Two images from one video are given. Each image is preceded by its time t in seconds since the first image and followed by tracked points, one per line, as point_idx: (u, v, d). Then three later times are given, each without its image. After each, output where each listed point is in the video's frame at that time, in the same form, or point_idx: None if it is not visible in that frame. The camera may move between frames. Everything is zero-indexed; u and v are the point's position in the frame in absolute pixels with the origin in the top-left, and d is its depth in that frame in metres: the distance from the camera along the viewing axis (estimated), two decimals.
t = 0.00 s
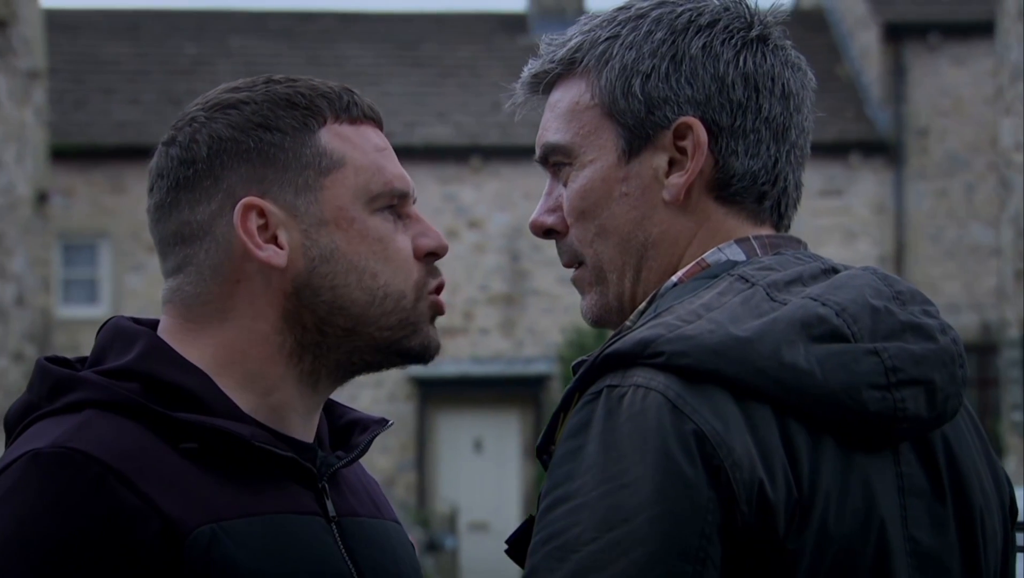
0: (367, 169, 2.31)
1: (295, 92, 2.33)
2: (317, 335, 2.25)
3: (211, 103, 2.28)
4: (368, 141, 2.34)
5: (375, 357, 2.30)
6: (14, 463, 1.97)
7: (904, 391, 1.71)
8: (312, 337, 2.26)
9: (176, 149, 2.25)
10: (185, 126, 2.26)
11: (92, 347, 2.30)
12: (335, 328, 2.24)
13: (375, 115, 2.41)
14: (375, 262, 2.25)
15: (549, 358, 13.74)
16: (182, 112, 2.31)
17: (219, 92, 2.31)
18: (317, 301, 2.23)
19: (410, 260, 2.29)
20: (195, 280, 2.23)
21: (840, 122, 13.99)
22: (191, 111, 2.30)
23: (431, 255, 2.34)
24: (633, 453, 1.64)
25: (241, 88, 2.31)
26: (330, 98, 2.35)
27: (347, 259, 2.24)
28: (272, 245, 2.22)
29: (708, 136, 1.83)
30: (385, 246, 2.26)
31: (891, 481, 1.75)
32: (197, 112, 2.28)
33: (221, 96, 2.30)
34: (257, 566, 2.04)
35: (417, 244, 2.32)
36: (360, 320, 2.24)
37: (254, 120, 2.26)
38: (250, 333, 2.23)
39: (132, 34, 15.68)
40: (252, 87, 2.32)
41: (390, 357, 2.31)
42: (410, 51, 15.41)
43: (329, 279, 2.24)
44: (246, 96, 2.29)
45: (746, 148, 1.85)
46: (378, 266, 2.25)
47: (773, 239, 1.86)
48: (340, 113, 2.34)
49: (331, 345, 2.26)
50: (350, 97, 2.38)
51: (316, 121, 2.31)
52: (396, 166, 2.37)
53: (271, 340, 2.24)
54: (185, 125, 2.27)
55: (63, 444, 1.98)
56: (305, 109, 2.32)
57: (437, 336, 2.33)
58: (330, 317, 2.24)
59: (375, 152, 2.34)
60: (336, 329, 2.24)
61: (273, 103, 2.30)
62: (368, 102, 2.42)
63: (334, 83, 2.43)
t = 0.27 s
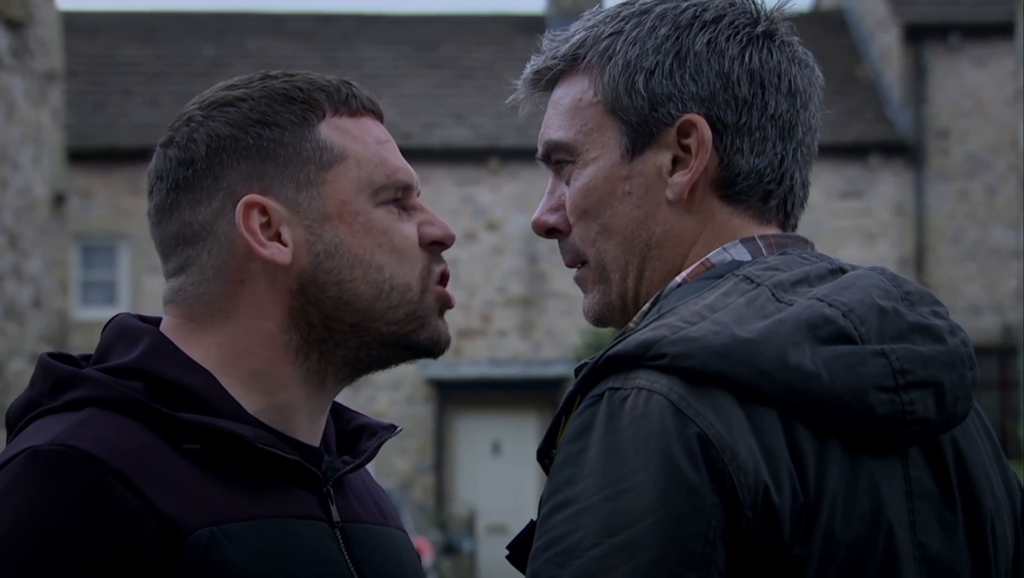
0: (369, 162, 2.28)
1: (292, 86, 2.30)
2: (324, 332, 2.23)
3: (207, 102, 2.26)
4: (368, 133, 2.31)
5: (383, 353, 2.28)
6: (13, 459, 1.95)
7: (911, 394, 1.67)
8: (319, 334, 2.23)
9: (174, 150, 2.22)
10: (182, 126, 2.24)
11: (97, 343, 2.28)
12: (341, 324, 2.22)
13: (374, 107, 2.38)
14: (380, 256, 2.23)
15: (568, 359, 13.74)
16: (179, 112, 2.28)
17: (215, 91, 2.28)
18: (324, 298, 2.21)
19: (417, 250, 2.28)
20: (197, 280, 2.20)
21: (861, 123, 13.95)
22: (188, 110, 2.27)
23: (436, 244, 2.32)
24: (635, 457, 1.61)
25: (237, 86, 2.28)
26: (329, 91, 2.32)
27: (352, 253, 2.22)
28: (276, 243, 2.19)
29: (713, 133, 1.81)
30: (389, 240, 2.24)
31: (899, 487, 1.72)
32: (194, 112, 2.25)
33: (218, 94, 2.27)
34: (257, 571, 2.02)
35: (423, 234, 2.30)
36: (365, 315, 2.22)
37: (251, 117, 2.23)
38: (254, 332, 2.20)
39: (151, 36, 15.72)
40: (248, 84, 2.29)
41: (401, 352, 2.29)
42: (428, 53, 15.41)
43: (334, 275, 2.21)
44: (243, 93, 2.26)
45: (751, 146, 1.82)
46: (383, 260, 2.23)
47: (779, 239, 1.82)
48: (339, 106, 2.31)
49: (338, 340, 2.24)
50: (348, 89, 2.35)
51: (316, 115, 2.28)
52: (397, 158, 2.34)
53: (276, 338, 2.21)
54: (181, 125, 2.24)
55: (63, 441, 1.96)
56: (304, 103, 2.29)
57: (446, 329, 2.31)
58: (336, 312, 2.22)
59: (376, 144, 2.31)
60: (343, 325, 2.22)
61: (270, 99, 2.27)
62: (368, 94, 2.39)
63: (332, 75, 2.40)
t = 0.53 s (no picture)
0: (394, 159, 2.22)
1: (320, 77, 2.24)
2: (340, 331, 2.16)
3: (233, 90, 2.20)
4: (395, 128, 2.25)
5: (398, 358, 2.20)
6: (21, 448, 1.90)
7: (920, 395, 1.64)
8: (334, 333, 2.16)
9: (196, 139, 2.17)
10: (206, 114, 2.18)
11: (106, 333, 2.23)
12: (358, 322, 2.16)
13: (402, 103, 2.32)
14: (399, 253, 2.17)
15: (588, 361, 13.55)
16: (202, 101, 2.23)
17: (242, 79, 2.22)
18: (341, 294, 2.16)
19: (437, 250, 2.22)
20: (215, 272, 2.15)
21: (882, 124, 13.85)
22: (212, 98, 2.21)
23: (458, 246, 2.26)
24: (638, 457, 1.58)
25: (264, 75, 2.22)
26: (356, 84, 2.26)
27: (372, 250, 2.16)
28: (296, 234, 2.15)
29: (720, 129, 1.78)
30: (410, 238, 2.18)
31: (910, 489, 1.68)
32: (218, 100, 2.19)
33: (244, 83, 2.21)
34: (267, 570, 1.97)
35: (445, 236, 2.24)
36: (382, 314, 2.16)
37: (277, 107, 2.18)
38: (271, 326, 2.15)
39: (170, 37, 15.77)
40: (276, 73, 2.23)
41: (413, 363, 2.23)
42: (448, 53, 15.39)
43: (353, 271, 2.15)
44: (270, 83, 2.20)
45: (759, 142, 1.79)
46: (403, 259, 2.17)
47: (788, 237, 1.79)
48: (366, 99, 2.25)
49: (351, 340, 2.17)
50: (375, 83, 2.29)
51: (342, 108, 2.22)
52: (423, 154, 2.28)
53: (292, 334, 2.16)
54: (205, 113, 2.18)
55: (73, 432, 1.91)
56: (330, 95, 2.23)
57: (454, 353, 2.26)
58: (353, 310, 2.15)
59: (401, 139, 2.25)
60: (359, 324, 2.16)
61: (297, 90, 2.21)
62: (395, 90, 2.33)
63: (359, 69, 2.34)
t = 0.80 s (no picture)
0: (420, 163, 2.19)
1: (351, 76, 2.22)
2: (354, 334, 2.15)
3: (263, 82, 2.18)
4: (423, 132, 2.22)
5: (409, 364, 2.19)
6: (27, 443, 1.87)
7: (925, 394, 1.61)
8: (349, 335, 2.14)
9: (222, 128, 2.14)
10: (234, 103, 2.16)
11: (114, 328, 2.21)
12: (372, 328, 2.14)
13: (432, 107, 2.29)
14: (420, 261, 2.15)
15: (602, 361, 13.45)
16: (231, 89, 2.21)
17: (273, 71, 2.20)
18: (358, 298, 2.13)
19: (457, 260, 2.19)
20: (230, 266, 2.12)
21: (898, 123, 13.77)
22: (240, 88, 2.19)
23: (480, 258, 2.22)
24: (638, 456, 1.56)
25: (296, 69, 2.20)
26: (388, 86, 2.23)
27: (392, 256, 2.13)
28: (315, 235, 2.11)
29: (724, 125, 1.75)
30: (431, 244, 2.16)
31: (915, 488, 1.65)
32: (248, 90, 2.17)
33: (275, 75, 2.19)
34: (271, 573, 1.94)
35: (465, 246, 2.20)
36: (399, 321, 2.14)
37: (305, 102, 2.15)
38: (285, 325, 2.12)
39: (185, 36, 15.81)
40: (307, 68, 2.21)
41: (430, 367, 2.21)
42: (463, 53, 15.38)
43: (371, 276, 2.13)
44: (300, 78, 2.18)
45: (765, 138, 1.76)
46: (423, 266, 2.15)
47: (793, 233, 1.76)
48: (397, 102, 2.23)
49: (368, 344, 2.15)
50: (409, 86, 2.27)
51: (372, 108, 2.19)
52: (450, 160, 2.25)
53: (304, 336, 2.13)
54: (233, 103, 2.17)
55: (80, 428, 1.88)
56: (361, 95, 2.20)
57: (481, 345, 2.23)
58: (369, 315, 2.13)
59: (428, 144, 2.22)
60: (373, 329, 2.14)
61: (327, 87, 2.18)
62: (427, 94, 2.30)
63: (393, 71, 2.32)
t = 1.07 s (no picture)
0: (415, 167, 2.21)
1: (347, 78, 2.23)
2: (345, 340, 2.15)
3: (259, 83, 2.20)
4: (419, 136, 2.23)
5: (401, 371, 2.19)
6: (20, 451, 1.87)
7: (932, 400, 1.59)
8: (342, 342, 2.15)
9: (216, 129, 2.16)
10: (230, 104, 2.18)
11: (108, 335, 2.21)
12: (364, 335, 2.14)
13: (430, 111, 2.30)
14: (413, 268, 2.16)
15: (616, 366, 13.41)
16: (227, 90, 2.23)
17: (270, 72, 2.22)
18: (350, 304, 2.14)
19: (449, 268, 2.20)
20: (223, 270, 2.13)
21: (914, 128, 13.71)
22: (236, 89, 2.21)
23: (475, 265, 2.24)
24: (641, 464, 1.54)
25: (292, 70, 2.21)
26: (385, 89, 2.25)
27: (385, 262, 2.15)
28: (308, 239, 2.12)
29: (729, 127, 1.74)
30: (424, 251, 2.17)
31: (923, 495, 1.63)
32: (242, 92, 2.19)
33: (269, 76, 2.21)
34: None
35: (461, 254, 2.22)
36: (390, 328, 2.15)
37: (301, 105, 2.17)
38: (278, 331, 2.12)
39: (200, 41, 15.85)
40: (303, 69, 2.22)
41: (418, 376, 2.21)
42: (477, 57, 15.37)
43: (364, 281, 2.14)
44: (296, 79, 2.20)
45: (770, 140, 1.75)
46: (415, 273, 2.16)
47: (798, 237, 1.74)
48: (394, 106, 2.24)
49: (360, 350, 2.15)
50: (406, 90, 2.28)
51: (368, 112, 2.21)
52: (446, 165, 2.26)
53: (297, 341, 2.13)
54: (229, 104, 2.18)
55: (73, 436, 1.88)
56: (357, 97, 2.22)
57: (467, 358, 2.23)
58: (361, 320, 2.14)
59: (424, 149, 2.23)
60: (366, 336, 2.14)
61: (323, 89, 2.20)
62: (425, 97, 2.32)
63: (391, 75, 2.34)
